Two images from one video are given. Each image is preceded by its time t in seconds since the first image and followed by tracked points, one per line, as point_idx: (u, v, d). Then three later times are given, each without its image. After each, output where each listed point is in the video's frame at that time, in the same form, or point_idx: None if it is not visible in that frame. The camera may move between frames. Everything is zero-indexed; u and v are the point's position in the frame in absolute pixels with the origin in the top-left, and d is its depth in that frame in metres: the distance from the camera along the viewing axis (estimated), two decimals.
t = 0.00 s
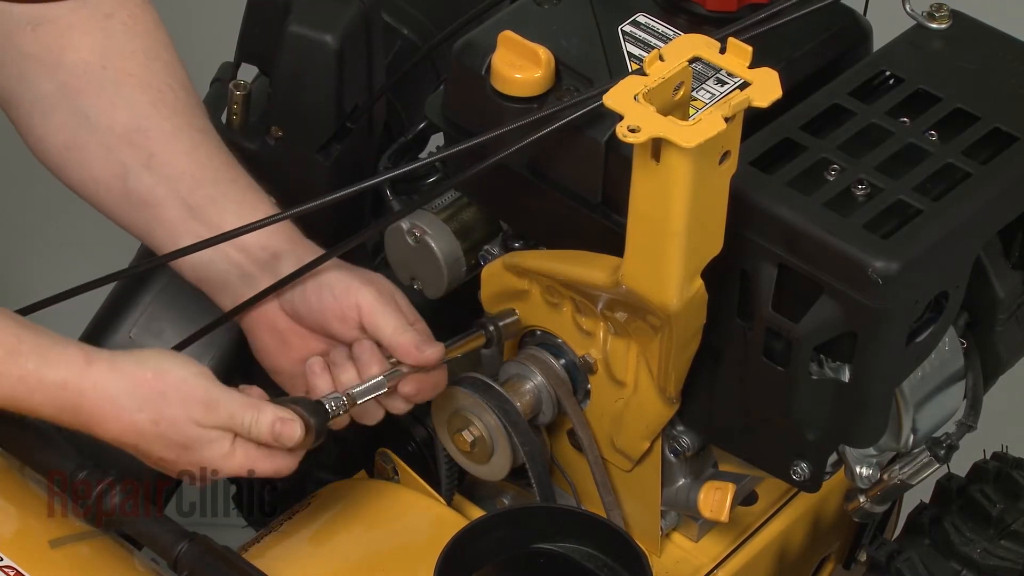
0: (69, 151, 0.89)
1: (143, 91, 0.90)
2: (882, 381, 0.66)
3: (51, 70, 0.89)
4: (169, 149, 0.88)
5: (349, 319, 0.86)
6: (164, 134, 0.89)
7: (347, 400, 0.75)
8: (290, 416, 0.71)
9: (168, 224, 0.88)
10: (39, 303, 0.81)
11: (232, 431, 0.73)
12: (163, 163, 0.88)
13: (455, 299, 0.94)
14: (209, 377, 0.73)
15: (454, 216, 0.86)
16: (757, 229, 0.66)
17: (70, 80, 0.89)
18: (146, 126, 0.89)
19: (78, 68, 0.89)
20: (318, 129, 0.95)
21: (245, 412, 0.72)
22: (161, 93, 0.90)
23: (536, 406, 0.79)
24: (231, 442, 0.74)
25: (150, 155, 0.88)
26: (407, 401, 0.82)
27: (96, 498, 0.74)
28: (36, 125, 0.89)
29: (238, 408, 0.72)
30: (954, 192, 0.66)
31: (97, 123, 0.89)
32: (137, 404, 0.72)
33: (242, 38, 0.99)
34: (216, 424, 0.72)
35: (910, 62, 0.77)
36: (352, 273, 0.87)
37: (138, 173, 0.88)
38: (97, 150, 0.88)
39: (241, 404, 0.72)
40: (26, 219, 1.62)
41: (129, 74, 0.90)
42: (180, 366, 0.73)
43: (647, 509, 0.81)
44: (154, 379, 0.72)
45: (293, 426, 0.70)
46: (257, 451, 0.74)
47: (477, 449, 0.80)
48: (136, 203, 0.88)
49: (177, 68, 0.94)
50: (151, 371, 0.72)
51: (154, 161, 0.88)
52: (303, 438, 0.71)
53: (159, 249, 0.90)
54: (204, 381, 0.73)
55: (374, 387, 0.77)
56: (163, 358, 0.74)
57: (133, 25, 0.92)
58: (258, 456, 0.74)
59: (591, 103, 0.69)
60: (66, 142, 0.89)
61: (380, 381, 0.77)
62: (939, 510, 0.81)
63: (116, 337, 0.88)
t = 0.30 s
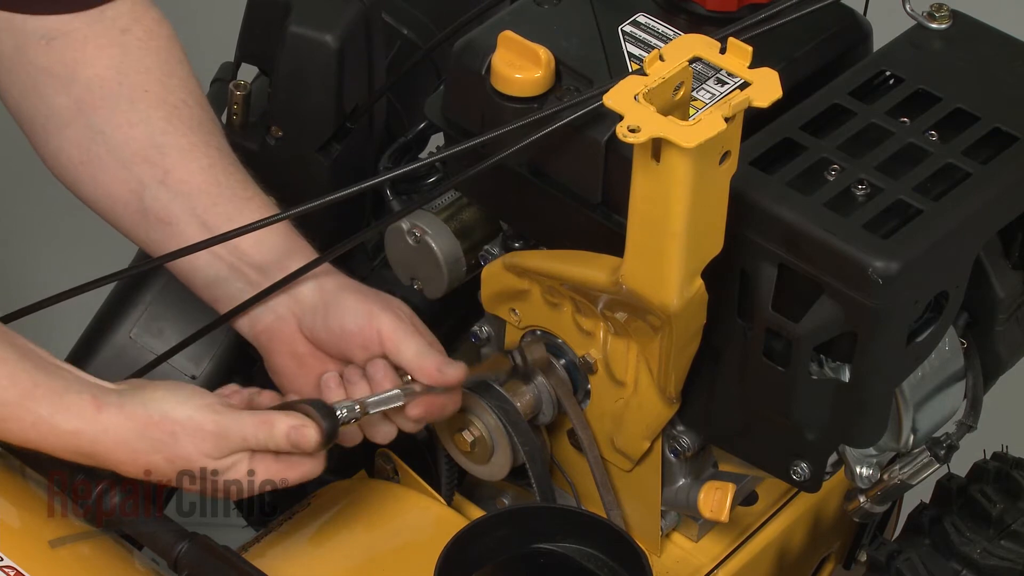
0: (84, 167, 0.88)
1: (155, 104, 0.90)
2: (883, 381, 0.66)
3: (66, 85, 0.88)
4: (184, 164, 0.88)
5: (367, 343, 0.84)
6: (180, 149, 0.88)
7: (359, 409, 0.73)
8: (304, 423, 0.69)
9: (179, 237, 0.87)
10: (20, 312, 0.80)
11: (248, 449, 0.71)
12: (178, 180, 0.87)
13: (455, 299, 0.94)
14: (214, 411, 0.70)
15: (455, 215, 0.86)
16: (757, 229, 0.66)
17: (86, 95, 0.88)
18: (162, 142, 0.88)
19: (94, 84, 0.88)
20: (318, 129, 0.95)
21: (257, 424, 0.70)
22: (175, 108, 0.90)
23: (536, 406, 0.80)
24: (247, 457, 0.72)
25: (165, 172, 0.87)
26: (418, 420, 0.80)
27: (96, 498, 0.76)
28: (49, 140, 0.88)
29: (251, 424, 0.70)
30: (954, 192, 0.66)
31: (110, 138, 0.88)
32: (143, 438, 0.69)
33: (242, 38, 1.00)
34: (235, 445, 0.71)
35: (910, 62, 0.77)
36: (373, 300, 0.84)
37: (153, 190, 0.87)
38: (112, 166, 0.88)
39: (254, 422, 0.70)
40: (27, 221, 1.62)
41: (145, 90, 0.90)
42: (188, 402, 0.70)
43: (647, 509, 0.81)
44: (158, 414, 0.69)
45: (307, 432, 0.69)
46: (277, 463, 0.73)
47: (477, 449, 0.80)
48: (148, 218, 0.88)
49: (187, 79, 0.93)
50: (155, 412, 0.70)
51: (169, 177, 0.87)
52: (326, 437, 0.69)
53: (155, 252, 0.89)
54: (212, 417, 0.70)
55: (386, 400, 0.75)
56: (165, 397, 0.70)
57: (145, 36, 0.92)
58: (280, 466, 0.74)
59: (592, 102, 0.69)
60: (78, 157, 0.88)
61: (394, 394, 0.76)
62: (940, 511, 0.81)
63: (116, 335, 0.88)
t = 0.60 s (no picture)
0: (104, 177, 0.86)
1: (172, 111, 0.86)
2: (883, 381, 0.66)
3: (85, 94, 0.84)
4: (205, 174, 0.85)
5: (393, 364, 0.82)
6: (199, 160, 0.85)
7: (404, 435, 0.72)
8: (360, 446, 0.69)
9: (198, 248, 0.85)
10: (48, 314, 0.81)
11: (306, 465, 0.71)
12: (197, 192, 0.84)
13: (455, 299, 0.94)
14: (273, 422, 0.71)
15: (454, 215, 0.85)
16: (757, 229, 0.66)
17: (105, 103, 0.84)
18: (182, 151, 0.85)
19: (113, 93, 0.85)
20: (318, 129, 0.95)
21: (315, 445, 0.70)
22: (194, 116, 0.86)
23: (536, 406, 0.79)
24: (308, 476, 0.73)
25: (186, 182, 0.85)
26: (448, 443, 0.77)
27: (96, 498, 0.76)
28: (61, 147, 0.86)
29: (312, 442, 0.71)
30: (954, 192, 0.66)
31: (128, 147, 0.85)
32: (144, 446, 0.70)
33: (243, 38, 0.99)
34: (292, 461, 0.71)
35: (909, 61, 0.77)
36: (396, 316, 0.82)
37: (172, 201, 0.85)
38: (131, 177, 0.85)
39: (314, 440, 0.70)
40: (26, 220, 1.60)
41: (165, 99, 0.86)
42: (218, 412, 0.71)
43: (646, 509, 0.81)
44: (189, 421, 0.70)
45: (363, 455, 0.69)
46: (334, 482, 0.73)
47: (477, 448, 0.81)
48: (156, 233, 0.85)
49: (208, 84, 0.89)
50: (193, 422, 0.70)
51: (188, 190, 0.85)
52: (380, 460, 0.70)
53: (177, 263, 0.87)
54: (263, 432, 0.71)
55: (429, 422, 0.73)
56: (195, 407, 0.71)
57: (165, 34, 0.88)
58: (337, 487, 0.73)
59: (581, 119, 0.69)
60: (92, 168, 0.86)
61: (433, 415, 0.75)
62: (940, 511, 0.81)
63: (115, 336, 0.87)
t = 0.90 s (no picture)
0: (120, 188, 0.85)
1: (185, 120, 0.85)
2: (883, 381, 0.66)
3: (99, 105, 0.84)
4: (220, 185, 0.84)
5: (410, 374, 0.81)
6: (214, 170, 0.84)
7: (429, 441, 0.72)
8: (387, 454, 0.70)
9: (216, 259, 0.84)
10: (59, 315, 0.81)
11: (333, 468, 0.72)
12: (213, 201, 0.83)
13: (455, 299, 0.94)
14: (301, 422, 0.72)
15: (454, 215, 0.85)
16: (757, 229, 0.66)
17: (119, 114, 0.84)
18: (196, 161, 0.84)
19: (127, 102, 0.84)
20: (318, 129, 0.95)
21: (342, 448, 0.71)
22: (209, 125, 0.86)
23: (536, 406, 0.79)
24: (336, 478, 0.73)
25: (201, 192, 0.84)
26: (470, 450, 0.77)
27: (96, 498, 0.76)
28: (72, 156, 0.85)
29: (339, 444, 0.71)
30: (954, 192, 0.66)
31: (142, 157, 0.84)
32: (150, 450, 0.70)
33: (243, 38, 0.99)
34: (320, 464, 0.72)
35: (909, 61, 0.77)
36: (415, 326, 0.82)
37: (189, 212, 0.84)
38: (146, 188, 0.84)
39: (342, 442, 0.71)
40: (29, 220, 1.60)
41: (179, 108, 0.85)
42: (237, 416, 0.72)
43: (646, 509, 0.80)
44: (206, 426, 0.71)
45: (389, 461, 0.70)
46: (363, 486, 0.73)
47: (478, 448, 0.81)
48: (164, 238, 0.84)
49: (221, 91, 0.89)
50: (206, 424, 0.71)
51: (205, 200, 0.83)
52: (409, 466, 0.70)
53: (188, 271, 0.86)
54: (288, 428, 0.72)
55: (453, 427, 0.72)
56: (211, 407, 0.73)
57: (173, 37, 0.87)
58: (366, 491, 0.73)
59: (580, 126, 0.69)
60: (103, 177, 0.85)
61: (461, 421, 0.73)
62: (940, 511, 0.81)
63: (116, 336, 0.87)
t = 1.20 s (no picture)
0: (118, 194, 0.84)
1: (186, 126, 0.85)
2: (883, 381, 0.66)
3: (97, 110, 0.84)
4: (222, 190, 0.84)
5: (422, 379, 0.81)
6: (216, 175, 0.84)
7: (443, 450, 0.72)
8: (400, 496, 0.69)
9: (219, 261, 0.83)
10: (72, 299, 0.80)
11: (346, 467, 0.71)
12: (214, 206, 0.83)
13: (455, 298, 0.94)
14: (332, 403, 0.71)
15: (454, 216, 0.85)
16: (757, 229, 0.66)
17: (119, 119, 0.84)
18: (198, 165, 0.84)
19: (126, 107, 0.84)
20: (318, 129, 0.95)
21: (382, 428, 0.71)
22: (210, 130, 0.86)
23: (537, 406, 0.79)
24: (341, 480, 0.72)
25: (204, 197, 0.83)
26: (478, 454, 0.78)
27: (96, 498, 0.74)
28: (70, 160, 0.85)
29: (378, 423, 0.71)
30: (954, 192, 0.66)
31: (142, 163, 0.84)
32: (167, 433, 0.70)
33: (243, 38, 0.99)
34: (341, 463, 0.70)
35: (909, 61, 0.77)
36: (428, 331, 0.82)
37: (191, 218, 0.83)
38: (145, 195, 0.83)
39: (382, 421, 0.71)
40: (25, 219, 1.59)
41: (180, 113, 0.85)
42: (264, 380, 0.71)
43: (646, 509, 0.80)
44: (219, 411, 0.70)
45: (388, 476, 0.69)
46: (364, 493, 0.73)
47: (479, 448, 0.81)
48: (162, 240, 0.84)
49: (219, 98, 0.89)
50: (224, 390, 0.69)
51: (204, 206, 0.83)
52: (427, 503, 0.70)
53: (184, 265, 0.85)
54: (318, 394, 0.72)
55: (466, 436, 0.72)
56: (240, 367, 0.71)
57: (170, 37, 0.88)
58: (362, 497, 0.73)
59: (582, 127, 0.68)
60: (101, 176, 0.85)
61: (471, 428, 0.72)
62: (940, 510, 0.81)
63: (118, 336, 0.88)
